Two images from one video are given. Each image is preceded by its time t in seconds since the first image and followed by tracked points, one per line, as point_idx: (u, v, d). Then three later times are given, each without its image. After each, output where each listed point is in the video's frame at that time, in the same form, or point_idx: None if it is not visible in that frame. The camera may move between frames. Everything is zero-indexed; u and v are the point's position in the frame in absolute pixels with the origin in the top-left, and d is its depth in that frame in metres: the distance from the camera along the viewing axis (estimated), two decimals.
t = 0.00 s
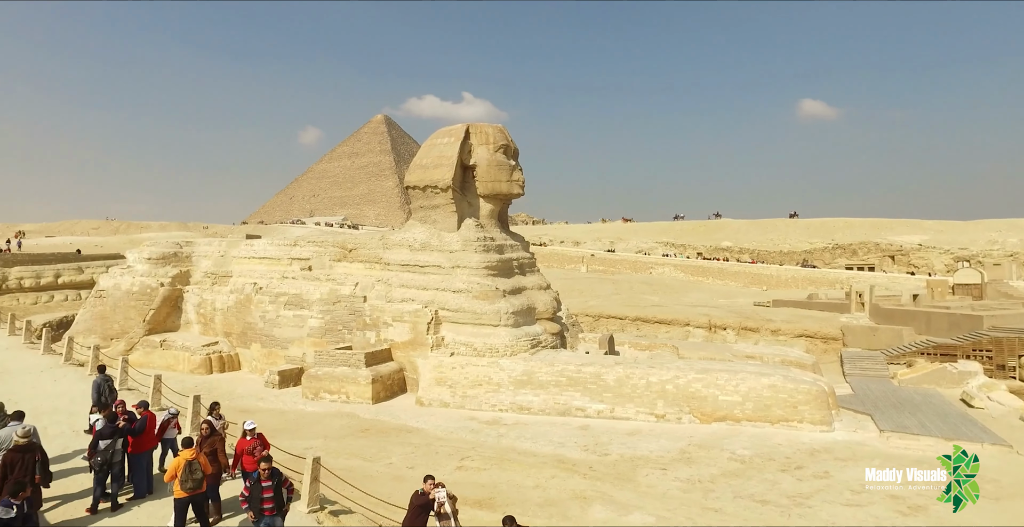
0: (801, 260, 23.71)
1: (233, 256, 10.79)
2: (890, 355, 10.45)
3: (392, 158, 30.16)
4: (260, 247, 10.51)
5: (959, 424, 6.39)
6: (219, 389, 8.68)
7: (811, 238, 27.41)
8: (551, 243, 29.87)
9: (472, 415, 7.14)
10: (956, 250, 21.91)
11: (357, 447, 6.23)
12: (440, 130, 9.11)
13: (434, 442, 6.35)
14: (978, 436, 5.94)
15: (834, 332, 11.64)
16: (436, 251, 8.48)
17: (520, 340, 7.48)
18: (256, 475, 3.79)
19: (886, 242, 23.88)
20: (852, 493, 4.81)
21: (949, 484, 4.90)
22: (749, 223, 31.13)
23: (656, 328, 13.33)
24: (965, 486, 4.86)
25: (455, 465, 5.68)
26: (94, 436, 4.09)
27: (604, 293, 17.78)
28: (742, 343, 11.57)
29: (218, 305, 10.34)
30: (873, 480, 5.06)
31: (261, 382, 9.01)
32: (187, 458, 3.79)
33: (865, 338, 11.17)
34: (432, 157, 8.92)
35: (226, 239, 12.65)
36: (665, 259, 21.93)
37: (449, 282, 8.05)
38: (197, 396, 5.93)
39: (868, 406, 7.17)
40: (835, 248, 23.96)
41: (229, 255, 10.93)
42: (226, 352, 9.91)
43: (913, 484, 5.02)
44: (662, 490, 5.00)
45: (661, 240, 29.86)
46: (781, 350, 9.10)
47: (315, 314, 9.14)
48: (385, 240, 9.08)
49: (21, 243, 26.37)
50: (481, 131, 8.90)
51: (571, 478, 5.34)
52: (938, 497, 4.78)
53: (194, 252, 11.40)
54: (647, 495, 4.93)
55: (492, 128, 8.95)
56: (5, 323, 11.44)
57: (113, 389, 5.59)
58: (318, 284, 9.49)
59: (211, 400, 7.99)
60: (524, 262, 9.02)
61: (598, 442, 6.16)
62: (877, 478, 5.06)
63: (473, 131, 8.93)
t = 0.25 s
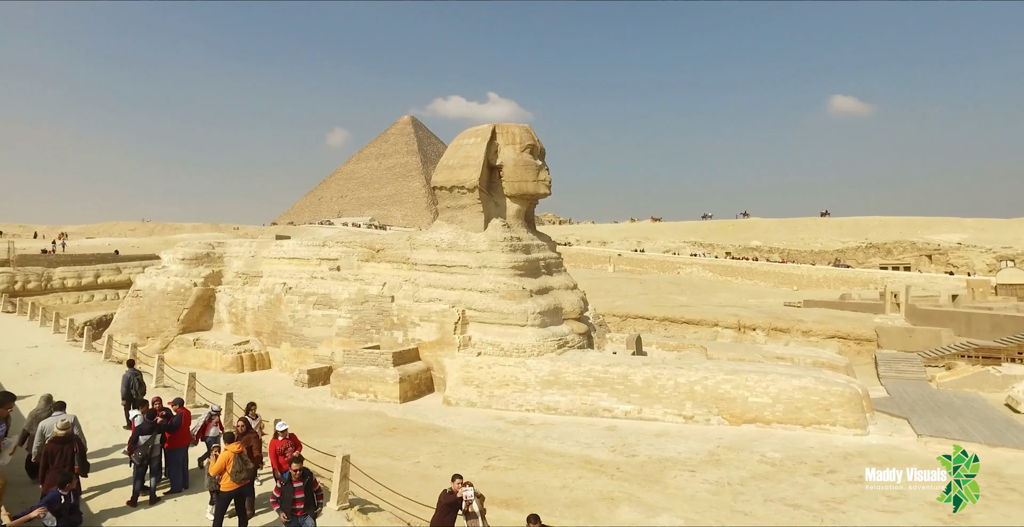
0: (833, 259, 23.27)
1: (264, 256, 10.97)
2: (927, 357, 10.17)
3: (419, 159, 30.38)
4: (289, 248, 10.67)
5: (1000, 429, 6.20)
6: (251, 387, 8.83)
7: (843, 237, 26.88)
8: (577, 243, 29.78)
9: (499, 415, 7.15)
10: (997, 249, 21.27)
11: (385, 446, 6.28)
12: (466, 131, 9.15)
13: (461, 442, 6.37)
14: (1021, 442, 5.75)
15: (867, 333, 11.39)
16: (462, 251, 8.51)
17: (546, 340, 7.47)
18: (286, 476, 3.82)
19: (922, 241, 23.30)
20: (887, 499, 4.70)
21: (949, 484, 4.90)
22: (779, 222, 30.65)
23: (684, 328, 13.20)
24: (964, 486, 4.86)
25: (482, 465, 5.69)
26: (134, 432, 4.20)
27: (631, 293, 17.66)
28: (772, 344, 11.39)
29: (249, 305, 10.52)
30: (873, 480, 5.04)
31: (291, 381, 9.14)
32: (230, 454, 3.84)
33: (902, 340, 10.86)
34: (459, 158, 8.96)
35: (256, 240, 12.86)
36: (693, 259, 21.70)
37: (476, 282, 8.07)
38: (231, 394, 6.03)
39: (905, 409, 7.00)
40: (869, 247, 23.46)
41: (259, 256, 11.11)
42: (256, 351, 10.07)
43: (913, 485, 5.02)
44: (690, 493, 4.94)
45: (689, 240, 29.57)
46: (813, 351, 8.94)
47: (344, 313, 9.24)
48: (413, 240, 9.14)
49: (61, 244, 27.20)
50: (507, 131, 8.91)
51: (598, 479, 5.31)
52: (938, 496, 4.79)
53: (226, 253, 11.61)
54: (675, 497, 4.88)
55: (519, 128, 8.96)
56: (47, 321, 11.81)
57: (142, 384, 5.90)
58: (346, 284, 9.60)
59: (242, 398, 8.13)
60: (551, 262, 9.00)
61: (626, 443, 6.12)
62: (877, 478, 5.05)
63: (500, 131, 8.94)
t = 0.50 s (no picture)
0: (867, 259, 22.77)
1: (294, 257, 11.14)
2: (968, 360, 9.87)
3: (446, 159, 30.54)
4: (319, 248, 10.81)
5: None
6: (282, 385, 8.97)
7: (879, 236, 26.27)
8: (604, 243, 29.63)
9: (526, 415, 7.14)
10: None
11: (413, 445, 6.33)
12: (493, 131, 9.16)
13: (489, 441, 6.38)
14: None
15: (904, 335, 11.11)
16: (490, 251, 8.53)
17: (574, 340, 7.45)
18: (321, 479, 3.83)
19: (962, 241, 22.65)
20: (924, 506, 4.58)
21: (950, 484, 4.93)
22: (812, 221, 30.09)
23: (713, 329, 13.05)
24: (965, 486, 4.88)
25: (510, 465, 5.70)
26: (172, 428, 4.29)
27: (659, 293, 17.51)
28: (805, 345, 11.19)
29: (280, 305, 10.68)
30: (873, 480, 5.04)
31: (321, 380, 9.26)
32: (270, 448, 3.91)
33: (942, 343, 10.59)
34: (486, 158, 8.98)
35: (287, 241, 13.05)
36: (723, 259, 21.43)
37: (503, 282, 8.08)
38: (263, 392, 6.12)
39: (944, 413, 6.81)
40: (905, 247, 22.90)
41: (290, 256, 11.28)
42: (287, 350, 10.22)
43: (914, 485, 5.00)
44: (720, 495, 4.88)
45: (719, 239, 29.21)
46: (846, 353, 8.76)
47: (372, 313, 9.33)
48: (440, 240, 9.19)
49: (101, 244, 28.00)
50: (534, 131, 8.91)
51: (626, 480, 5.28)
52: (938, 496, 4.81)
53: (257, 253, 11.82)
54: (705, 499, 4.82)
55: (546, 129, 8.94)
56: (87, 320, 12.15)
57: (173, 379, 6.25)
58: (375, 284, 9.69)
59: (274, 397, 8.26)
60: (579, 262, 8.97)
61: (654, 444, 6.06)
62: (877, 478, 5.04)
63: (527, 131, 8.94)
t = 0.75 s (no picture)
0: (905, 259, 22.20)
1: (325, 257, 11.29)
2: (1012, 363, 9.55)
3: (474, 160, 30.70)
4: (349, 249, 10.93)
5: None
6: (313, 384, 9.10)
7: (917, 235, 25.59)
8: (632, 243, 29.42)
9: (554, 415, 7.12)
10: None
11: (442, 444, 6.36)
12: (521, 131, 9.17)
13: (517, 441, 6.39)
14: None
15: (944, 337, 10.81)
16: (518, 251, 8.54)
17: (603, 340, 7.42)
18: (359, 484, 3.83)
19: (1005, 239, 21.95)
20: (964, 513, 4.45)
21: (949, 484, 4.91)
22: (846, 219, 29.46)
23: (744, 330, 12.87)
24: (964, 486, 4.87)
25: (538, 465, 5.69)
26: (208, 425, 4.37)
27: (688, 293, 17.32)
28: (839, 347, 10.97)
29: (311, 304, 10.84)
30: (872, 480, 5.07)
31: (350, 379, 9.37)
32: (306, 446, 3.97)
33: (985, 346, 10.25)
34: (514, 158, 8.99)
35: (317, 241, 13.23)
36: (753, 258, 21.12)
37: (531, 282, 8.09)
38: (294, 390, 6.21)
39: (987, 419, 6.60)
40: (945, 246, 22.27)
41: (320, 257, 11.44)
42: (318, 349, 10.36)
43: (913, 485, 5.01)
44: (751, 499, 4.81)
45: (750, 239, 28.78)
46: (883, 355, 8.55)
47: (401, 313, 9.40)
48: (468, 241, 9.23)
49: (139, 244, 28.79)
50: (562, 131, 8.89)
51: (655, 482, 5.24)
52: (938, 496, 4.80)
53: (288, 253, 12.01)
54: (736, 502, 4.76)
55: (574, 128, 8.91)
56: (126, 319, 12.49)
57: (202, 377, 6.40)
58: (404, 284, 9.77)
59: (305, 395, 8.39)
60: (607, 262, 8.92)
61: (684, 446, 6.00)
62: (877, 478, 5.07)
63: (555, 131, 8.93)
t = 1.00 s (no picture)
0: (943, 259, 21.61)
1: (354, 258, 11.42)
2: None
3: (501, 160, 30.81)
4: (377, 249, 11.04)
5: None
6: (342, 383, 9.20)
7: (956, 234, 24.90)
8: (660, 243, 29.17)
9: (582, 416, 7.09)
10: None
11: (469, 444, 6.39)
12: (548, 131, 9.16)
13: (545, 442, 6.38)
14: None
15: (985, 339, 10.49)
16: (545, 251, 8.53)
17: (631, 341, 7.38)
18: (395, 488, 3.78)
19: None
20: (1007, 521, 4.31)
21: (949, 484, 4.90)
22: (882, 218, 28.80)
23: (775, 331, 12.66)
24: (965, 486, 4.85)
25: (565, 466, 5.67)
26: (241, 423, 4.43)
27: (717, 294, 17.11)
28: (874, 349, 10.72)
29: (340, 304, 10.96)
30: (872, 480, 5.07)
31: (379, 378, 9.46)
32: (343, 443, 4.07)
33: None
34: (541, 158, 8.98)
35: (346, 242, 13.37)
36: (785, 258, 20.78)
37: (559, 282, 8.07)
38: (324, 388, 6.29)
39: None
40: (986, 245, 21.62)
41: (349, 257, 11.57)
42: (347, 348, 10.47)
43: (913, 485, 5.01)
44: (783, 503, 4.73)
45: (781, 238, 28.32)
46: (921, 357, 8.34)
47: (429, 313, 9.46)
48: (496, 241, 9.25)
49: (175, 245, 29.55)
50: (589, 131, 8.85)
51: (684, 484, 5.18)
52: (938, 497, 4.81)
53: (318, 254, 12.17)
54: (767, 507, 4.68)
55: (602, 128, 8.87)
56: (162, 318, 12.80)
57: (230, 369, 6.55)
58: (432, 284, 9.83)
59: (334, 394, 8.49)
60: (635, 262, 8.86)
61: (714, 448, 5.93)
62: (877, 478, 5.08)
63: (582, 130, 8.90)
